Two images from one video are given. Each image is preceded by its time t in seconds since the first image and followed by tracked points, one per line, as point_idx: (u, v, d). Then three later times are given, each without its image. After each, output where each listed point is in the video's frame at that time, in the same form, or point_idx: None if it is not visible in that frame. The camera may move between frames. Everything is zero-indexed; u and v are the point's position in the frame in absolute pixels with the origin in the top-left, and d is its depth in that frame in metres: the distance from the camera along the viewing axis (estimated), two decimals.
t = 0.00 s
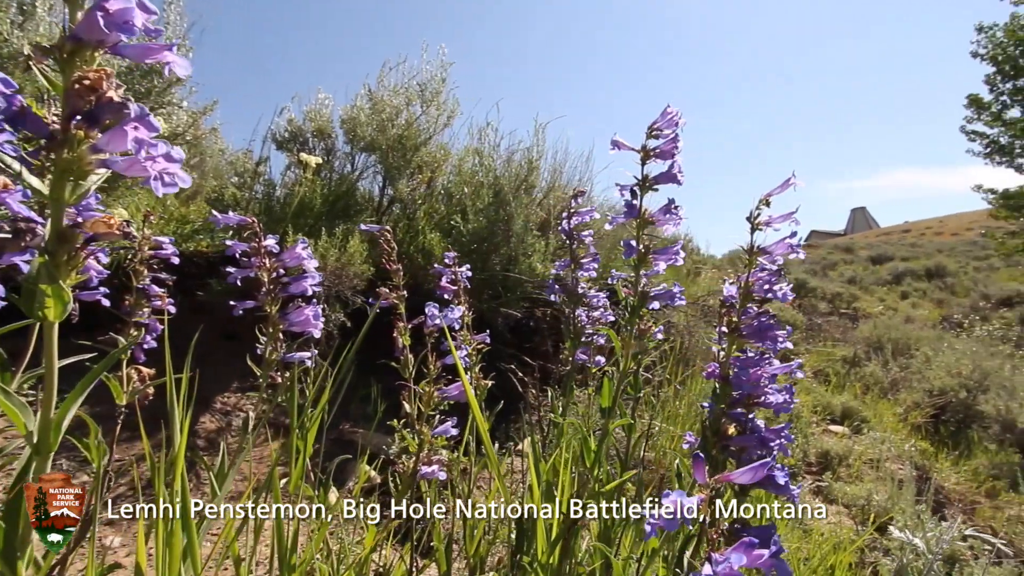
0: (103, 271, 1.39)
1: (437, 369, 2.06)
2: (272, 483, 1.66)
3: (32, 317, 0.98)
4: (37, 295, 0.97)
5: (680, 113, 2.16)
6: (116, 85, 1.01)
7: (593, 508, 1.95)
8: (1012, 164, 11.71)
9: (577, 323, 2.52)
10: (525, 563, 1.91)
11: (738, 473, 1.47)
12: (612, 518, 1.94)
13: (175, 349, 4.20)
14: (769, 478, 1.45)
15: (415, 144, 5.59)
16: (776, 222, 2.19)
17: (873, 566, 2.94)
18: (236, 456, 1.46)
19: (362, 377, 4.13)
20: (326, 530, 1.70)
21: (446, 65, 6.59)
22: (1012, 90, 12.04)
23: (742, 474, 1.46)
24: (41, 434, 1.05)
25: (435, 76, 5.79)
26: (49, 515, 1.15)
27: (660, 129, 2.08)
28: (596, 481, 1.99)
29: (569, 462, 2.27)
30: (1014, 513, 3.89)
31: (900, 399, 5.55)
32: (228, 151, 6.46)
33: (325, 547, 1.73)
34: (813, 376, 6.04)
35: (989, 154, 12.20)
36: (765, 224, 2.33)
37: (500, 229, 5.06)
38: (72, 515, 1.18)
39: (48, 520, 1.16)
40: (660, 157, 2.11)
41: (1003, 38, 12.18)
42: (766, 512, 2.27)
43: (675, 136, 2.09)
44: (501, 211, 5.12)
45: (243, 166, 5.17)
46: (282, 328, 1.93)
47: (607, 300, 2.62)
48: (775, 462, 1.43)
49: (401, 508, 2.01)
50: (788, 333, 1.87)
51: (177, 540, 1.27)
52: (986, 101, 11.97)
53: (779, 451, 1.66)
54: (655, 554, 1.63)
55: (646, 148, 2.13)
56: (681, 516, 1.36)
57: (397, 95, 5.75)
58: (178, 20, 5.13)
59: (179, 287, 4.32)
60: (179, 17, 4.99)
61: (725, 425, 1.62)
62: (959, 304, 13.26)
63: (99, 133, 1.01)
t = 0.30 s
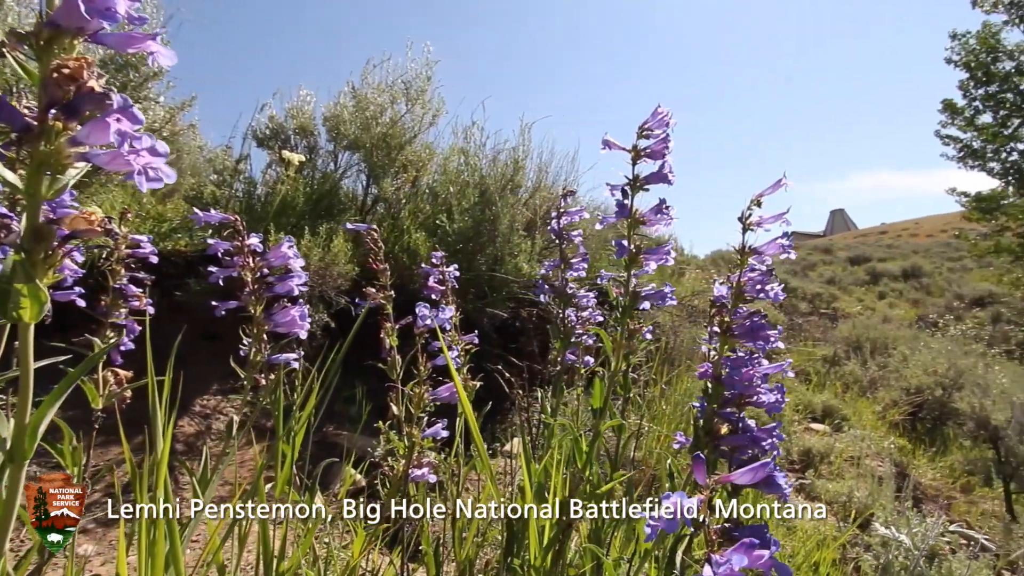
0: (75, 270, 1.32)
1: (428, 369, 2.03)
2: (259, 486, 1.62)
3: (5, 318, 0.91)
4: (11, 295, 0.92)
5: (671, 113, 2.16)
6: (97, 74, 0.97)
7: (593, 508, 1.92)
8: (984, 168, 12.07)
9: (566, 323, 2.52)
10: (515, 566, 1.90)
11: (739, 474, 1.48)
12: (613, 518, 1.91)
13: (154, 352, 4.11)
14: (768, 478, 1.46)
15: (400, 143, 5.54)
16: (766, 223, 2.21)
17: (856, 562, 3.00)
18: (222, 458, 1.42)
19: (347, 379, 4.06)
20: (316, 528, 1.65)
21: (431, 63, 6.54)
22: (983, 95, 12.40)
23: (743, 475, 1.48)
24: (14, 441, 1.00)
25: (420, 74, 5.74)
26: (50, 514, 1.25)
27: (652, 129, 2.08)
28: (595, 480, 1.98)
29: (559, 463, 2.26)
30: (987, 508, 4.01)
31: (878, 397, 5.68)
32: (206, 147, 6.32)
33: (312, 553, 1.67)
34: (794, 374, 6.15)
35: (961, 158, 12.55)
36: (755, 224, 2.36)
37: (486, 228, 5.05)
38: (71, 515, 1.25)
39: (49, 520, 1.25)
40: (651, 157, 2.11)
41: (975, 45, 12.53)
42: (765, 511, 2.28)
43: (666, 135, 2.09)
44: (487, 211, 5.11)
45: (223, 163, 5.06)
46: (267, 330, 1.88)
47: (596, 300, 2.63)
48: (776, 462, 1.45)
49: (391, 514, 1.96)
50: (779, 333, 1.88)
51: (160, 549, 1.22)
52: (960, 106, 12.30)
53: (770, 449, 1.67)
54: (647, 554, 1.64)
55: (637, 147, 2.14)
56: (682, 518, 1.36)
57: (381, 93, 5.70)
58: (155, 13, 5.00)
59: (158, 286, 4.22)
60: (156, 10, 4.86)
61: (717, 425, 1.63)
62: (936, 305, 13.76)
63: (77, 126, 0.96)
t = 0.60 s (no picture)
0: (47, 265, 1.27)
1: (418, 370, 2.00)
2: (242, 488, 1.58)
3: None
4: None
5: (661, 114, 2.18)
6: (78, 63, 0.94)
7: (594, 508, 1.99)
8: (957, 172, 12.43)
9: (556, 323, 2.52)
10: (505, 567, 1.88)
11: (739, 476, 1.53)
12: (612, 518, 1.98)
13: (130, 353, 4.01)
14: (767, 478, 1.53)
15: (385, 141, 5.49)
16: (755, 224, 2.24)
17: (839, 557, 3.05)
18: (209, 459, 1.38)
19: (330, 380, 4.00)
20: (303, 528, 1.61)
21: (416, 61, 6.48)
22: (956, 101, 12.77)
23: (742, 476, 1.52)
24: None
25: (405, 71, 5.69)
26: (50, 514, 1.30)
27: (642, 129, 2.09)
28: (589, 480, 2.00)
29: (549, 463, 2.25)
30: (962, 503, 4.13)
31: (857, 395, 5.80)
32: (184, 144, 6.17)
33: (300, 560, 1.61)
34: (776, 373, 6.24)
35: (935, 161, 12.90)
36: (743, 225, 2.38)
37: (471, 228, 5.03)
38: (71, 515, 1.31)
39: (49, 520, 1.30)
40: (641, 157, 2.12)
41: (949, 52, 12.90)
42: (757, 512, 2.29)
43: (656, 136, 2.10)
44: (473, 210, 5.09)
45: (202, 160, 4.94)
46: (251, 331, 1.82)
47: (585, 300, 2.63)
48: (775, 463, 1.51)
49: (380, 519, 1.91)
50: (770, 333, 1.89)
51: (143, 557, 1.17)
52: (934, 111, 12.65)
53: (761, 449, 1.68)
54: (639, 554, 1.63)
55: (628, 147, 2.14)
56: (681, 520, 1.35)
57: (365, 90, 5.63)
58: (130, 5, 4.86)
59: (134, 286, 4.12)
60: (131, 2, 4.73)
61: (709, 425, 1.63)
62: (910, 305, 14.10)
63: (56, 117, 0.92)
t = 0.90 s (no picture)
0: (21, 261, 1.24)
1: (409, 371, 1.96)
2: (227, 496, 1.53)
3: None
4: None
5: (651, 114, 2.19)
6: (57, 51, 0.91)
7: (593, 508, 1.99)
8: (931, 175, 12.79)
9: (545, 324, 2.51)
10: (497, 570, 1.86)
11: (737, 475, 1.53)
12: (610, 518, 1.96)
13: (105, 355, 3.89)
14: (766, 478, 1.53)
15: (368, 139, 5.43)
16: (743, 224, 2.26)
17: (822, 554, 3.10)
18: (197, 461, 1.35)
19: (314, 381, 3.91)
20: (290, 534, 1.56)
21: (401, 59, 6.41)
22: (931, 106, 13.13)
23: (741, 475, 1.52)
24: None
25: (389, 69, 5.63)
26: (49, 515, 1.38)
27: (633, 129, 2.10)
28: (580, 480, 1.99)
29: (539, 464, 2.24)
30: (937, 498, 4.24)
31: (837, 394, 5.92)
32: (161, 140, 6.01)
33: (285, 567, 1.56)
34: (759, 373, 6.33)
35: (910, 165, 13.26)
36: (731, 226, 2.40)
37: (457, 228, 5.00)
38: (71, 514, 1.40)
39: (49, 520, 1.37)
40: (632, 157, 2.12)
41: (924, 58, 13.26)
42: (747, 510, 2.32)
43: (647, 136, 2.11)
44: (458, 210, 5.06)
45: (179, 157, 4.82)
46: (235, 333, 1.76)
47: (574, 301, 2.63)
48: (774, 462, 1.50)
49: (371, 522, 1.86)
50: (761, 332, 1.91)
51: (124, 567, 1.12)
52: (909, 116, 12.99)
53: (752, 448, 1.69)
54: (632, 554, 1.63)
55: (619, 147, 2.15)
56: (681, 521, 1.35)
57: (348, 88, 5.55)
58: None
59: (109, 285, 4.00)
60: None
61: (702, 425, 1.64)
62: (890, 305, 14.55)
63: (34, 107, 0.89)
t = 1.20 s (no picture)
0: None
1: (400, 373, 1.93)
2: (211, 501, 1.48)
3: None
4: None
5: (642, 114, 2.20)
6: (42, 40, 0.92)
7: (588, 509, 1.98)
8: (907, 178, 13.14)
9: (535, 324, 2.51)
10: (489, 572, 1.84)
11: (739, 475, 1.52)
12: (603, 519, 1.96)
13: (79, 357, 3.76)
14: (766, 477, 1.51)
15: (352, 137, 5.36)
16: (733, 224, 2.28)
17: (807, 551, 3.14)
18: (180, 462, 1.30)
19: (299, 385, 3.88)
20: (278, 538, 1.51)
21: (386, 55, 6.33)
22: (906, 111, 13.49)
23: (742, 475, 1.51)
24: None
25: (373, 67, 5.57)
26: (50, 514, 1.25)
27: (624, 129, 2.11)
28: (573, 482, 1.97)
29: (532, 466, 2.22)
30: (914, 494, 4.35)
31: (818, 393, 6.04)
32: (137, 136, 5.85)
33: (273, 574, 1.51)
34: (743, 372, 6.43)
35: (887, 167, 13.61)
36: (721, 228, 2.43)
37: (442, 227, 4.97)
38: (73, 514, 1.27)
39: (49, 520, 1.25)
40: (622, 157, 2.13)
41: (900, 64, 13.61)
42: (736, 508, 2.33)
43: (637, 136, 2.12)
44: (444, 209, 5.03)
45: (156, 154, 4.69)
46: (219, 334, 1.70)
47: (563, 301, 2.63)
48: (774, 461, 1.48)
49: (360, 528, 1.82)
50: (753, 331, 1.92)
51: None
52: (886, 120, 13.33)
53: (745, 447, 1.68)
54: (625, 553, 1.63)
55: (609, 147, 2.16)
56: (682, 522, 1.35)
57: (332, 85, 5.48)
58: None
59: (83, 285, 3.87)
60: None
61: (693, 424, 1.65)
62: (867, 305, 14.84)
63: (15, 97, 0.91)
